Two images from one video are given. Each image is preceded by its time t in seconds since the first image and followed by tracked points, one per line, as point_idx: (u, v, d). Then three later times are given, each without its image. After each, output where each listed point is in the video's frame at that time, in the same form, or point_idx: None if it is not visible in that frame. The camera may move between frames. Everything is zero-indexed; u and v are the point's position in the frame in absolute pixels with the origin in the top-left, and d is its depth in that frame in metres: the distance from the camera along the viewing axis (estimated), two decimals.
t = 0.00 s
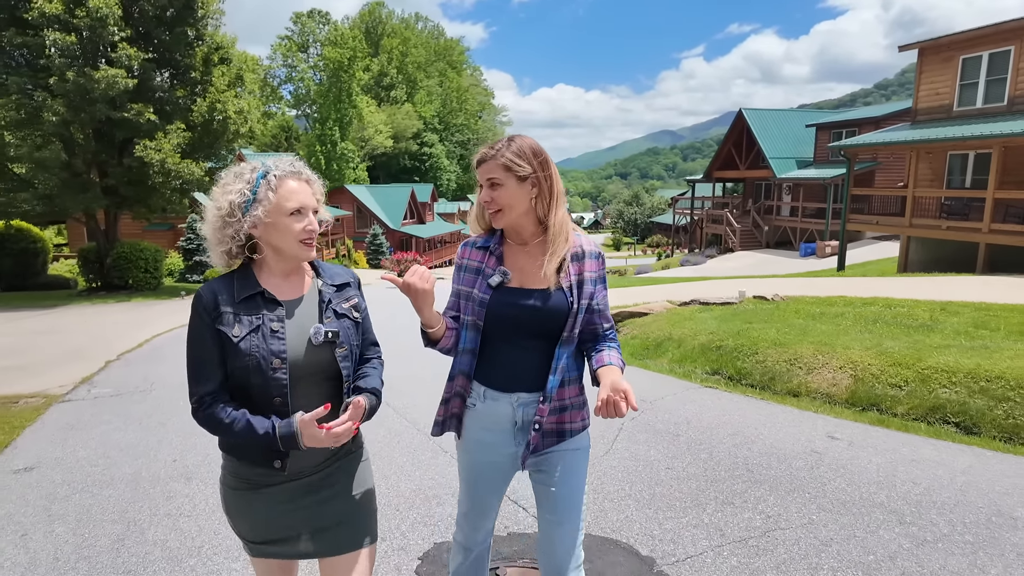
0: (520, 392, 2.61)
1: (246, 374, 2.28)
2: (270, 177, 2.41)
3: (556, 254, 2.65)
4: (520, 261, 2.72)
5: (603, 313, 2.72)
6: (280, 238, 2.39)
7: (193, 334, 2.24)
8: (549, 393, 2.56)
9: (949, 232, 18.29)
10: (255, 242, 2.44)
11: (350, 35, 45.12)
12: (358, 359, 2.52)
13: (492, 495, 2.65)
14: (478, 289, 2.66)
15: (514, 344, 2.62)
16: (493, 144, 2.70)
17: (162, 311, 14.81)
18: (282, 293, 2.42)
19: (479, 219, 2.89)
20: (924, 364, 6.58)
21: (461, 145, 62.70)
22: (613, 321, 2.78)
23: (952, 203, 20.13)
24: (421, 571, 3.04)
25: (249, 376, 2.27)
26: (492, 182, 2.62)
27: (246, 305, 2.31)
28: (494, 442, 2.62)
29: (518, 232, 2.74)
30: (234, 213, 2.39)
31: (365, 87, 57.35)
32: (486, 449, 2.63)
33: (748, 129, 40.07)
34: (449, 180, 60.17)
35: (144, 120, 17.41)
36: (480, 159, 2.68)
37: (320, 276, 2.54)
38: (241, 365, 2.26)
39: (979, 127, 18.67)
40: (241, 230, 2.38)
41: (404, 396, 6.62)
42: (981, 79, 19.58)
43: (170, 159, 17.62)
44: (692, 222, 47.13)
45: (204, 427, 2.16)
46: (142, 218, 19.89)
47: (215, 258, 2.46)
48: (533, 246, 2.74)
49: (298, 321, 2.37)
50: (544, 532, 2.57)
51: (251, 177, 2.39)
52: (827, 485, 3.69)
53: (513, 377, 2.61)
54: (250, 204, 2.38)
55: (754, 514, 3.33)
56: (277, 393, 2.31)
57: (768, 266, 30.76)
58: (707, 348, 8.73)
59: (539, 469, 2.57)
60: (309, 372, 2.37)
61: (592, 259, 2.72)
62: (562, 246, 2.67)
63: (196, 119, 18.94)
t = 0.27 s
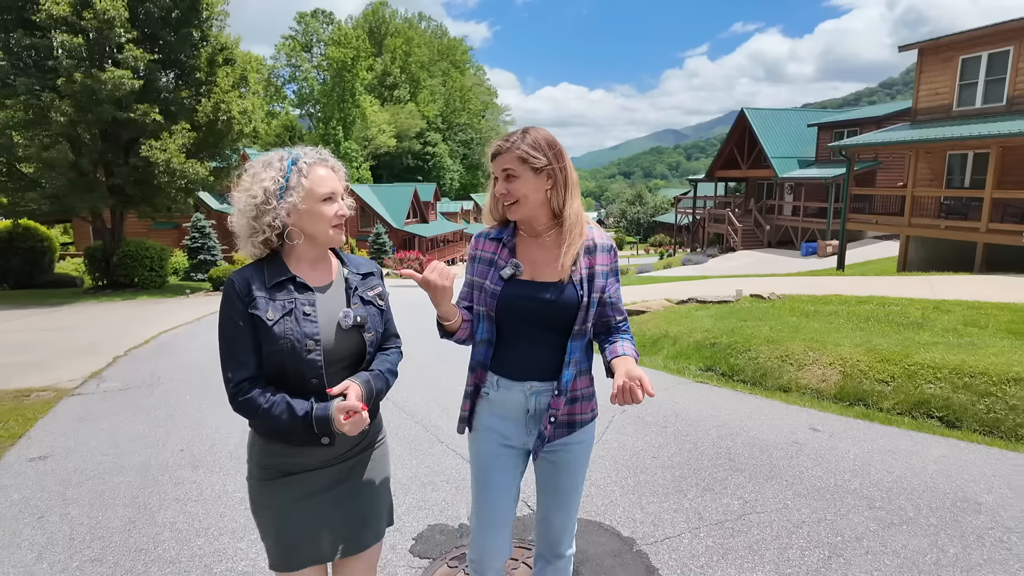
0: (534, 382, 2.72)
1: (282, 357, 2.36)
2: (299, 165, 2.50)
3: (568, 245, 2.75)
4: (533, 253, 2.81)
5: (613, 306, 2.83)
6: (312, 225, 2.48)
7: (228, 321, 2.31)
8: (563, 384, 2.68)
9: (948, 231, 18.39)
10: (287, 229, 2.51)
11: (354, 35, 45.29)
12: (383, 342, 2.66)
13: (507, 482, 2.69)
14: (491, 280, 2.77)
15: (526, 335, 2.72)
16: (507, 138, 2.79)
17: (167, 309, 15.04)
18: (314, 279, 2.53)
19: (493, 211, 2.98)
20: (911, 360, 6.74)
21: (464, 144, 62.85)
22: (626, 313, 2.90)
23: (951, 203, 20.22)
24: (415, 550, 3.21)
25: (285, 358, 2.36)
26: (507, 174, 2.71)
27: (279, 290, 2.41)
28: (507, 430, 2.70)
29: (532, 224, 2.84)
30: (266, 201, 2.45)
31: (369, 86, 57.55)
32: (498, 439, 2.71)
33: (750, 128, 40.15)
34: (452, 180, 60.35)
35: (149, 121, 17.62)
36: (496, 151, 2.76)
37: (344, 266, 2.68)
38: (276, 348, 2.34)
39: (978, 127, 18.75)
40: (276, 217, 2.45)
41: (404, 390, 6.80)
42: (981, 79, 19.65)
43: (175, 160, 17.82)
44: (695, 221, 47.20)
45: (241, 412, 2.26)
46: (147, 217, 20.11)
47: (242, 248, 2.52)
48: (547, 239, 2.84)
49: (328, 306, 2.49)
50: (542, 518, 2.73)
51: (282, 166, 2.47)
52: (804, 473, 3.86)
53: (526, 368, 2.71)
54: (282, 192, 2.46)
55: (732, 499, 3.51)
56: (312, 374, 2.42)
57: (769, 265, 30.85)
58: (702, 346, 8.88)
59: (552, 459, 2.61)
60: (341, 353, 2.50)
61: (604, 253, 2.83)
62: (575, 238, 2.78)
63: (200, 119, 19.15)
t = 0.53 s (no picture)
0: (527, 389, 2.76)
1: (285, 357, 2.45)
2: (304, 169, 2.59)
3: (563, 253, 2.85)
4: (527, 260, 2.90)
5: (603, 319, 2.96)
6: (314, 227, 2.58)
7: (232, 321, 2.40)
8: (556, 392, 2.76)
9: (946, 230, 18.48)
10: (291, 230, 2.60)
11: (356, 34, 45.41)
12: (382, 341, 2.74)
13: (510, 487, 2.63)
14: (486, 288, 2.80)
15: (521, 342, 2.77)
16: (506, 146, 2.88)
17: (172, 307, 15.24)
18: (315, 280, 2.61)
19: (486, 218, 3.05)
20: (897, 357, 6.88)
21: (467, 142, 63.00)
22: (612, 324, 3.02)
23: (950, 202, 20.29)
24: (405, 536, 3.37)
25: (288, 358, 2.44)
26: (507, 180, 2.81)
27: (282, 291, 2.49)
28: (505, 432, 2.73)
29: (528, 232, 2.93)
30: (272, 202, 2.54)
31: (371, 85, 57.71)
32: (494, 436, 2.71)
33: (751, 127, 40.19)
34: (455, 178, 60.48)
35: (153, 121, 17.81)
36: (495, 159, 2.85)
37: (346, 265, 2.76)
38: (279, 348, 2.43)
39: (976, 126, 18.83)
40: (279, 219, 2.54)
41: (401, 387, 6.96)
42: (980, 78, 19.71)
43: (178, 159, 18.00)
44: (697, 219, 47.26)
45: (246, 410, 2.34)
46: (151, 216, 20.32)
47: (246, 246, 2.61)
48: (541, 246, 2.94)
49: (329, 306, 2.57)
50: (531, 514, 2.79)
51: (287, 168, 2.56)
52: (780, 464, 4.02)
53: (520, 374, 2.75)
54: (286, 194, 2.55)
55: (710, 488, 3.68)
56: (314, 373, 2.51)
57: (770, 264, 30.93)
58: (694, 344, 9.03)
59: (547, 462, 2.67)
60: (341, 353, 2.59)
61: (597, 264, 2.92)
62: (571, 247, 2.86)
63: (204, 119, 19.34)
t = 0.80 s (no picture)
0: (519, 394, 2.75)
1: (272, 372, 2.30)
2: (270, 173, 2.46)
3: (553, 255, 2.85)
4: (516, 263, 2.88)
5: (592, 322, 2.96)
6: (284, 232, 2.41)
7: (219, 333, 2.26)
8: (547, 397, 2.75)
9: (947, 228, 18.52)
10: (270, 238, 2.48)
11: (361, 33, 45.60)
12: (376, 358, 2.55)
13: (501, 495, 2.58)
14: (476, 294, 2.78)
15: (511, 347, 2.75)
16: (496, 146, 2.86)
17: (176, 304, 15.43)
18: (301, 289, 2.43)
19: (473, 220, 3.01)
20: (888, 354, 6.97)
21: (471, 141, 63.17)
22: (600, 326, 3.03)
23: (951, 201, 20.30)
24: (397, 521, 3.51)
25: (275, 373, 2.29)
26: (497, 180, 2.79)
27: (271, 303, 2.34)
28: (496, 437, 2.72)
29: (517, 235, 2.90)
30: (242, 212, 2.46)
31: (376, 84, 57.93)
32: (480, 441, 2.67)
33: (755, 126, 40.19)
34: (459, 177, 60.64)
35: (159, 120, 18.04)
36: (486, 159, 2.82)
37: (341, 274, 2.57)
38: (266, 363, 2.28)
39: (978, 125, 18.84)
40: (249, 228, 2.45)
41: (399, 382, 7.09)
42: (981, 77, 19.72)
43: (184, 158, 18.23)
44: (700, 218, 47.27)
45: (229, 423, 2.21)
46: (157, 214, 20.57)
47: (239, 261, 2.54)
48: (530, 249, 2.93)
49: (320, 319, 2.40)
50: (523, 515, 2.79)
51: (252, 174, 2.46)
52: (762, 455, 4.14)
53: (511, 379, 2.74)
54: (254, 201, 2.44)
55: (691, 478, 3.80)
56: (302, 390, 2.34)
57: (773, 262, 30.94)
58: (690, 341, 9.13)
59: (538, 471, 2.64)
60: (333, 369, 2.41)
61: (586, 266, 2.93)
62: (561, 250, 2.86)
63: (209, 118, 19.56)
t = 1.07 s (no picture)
0: (517, 391, 2.73)
1: (245, 358, 2.38)
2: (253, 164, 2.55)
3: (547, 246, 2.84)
4: (511, 256, 2.85)
5: (587, 311, 2.95)
6: (260, 223, 2.49)
7: (199, 317, 2.38)
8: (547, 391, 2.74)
9: (960, 229, 18.37)
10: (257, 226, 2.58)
11: (375, 34, 45.91)
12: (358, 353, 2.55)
13: (493, 500, 2.64)
14: (471, 291, 2.72)
15: (509, 344, 2.73)
16: (487, 136, 2.83)
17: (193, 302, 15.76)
18: (282, 278, 2.50)
19: (464, 213, 2.97)
20: (888, 354, 7.03)
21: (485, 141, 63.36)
22: (595, 314, 3.03)
23: (966, 201, 20.12)
24: (396, 508, 3.69)
25: (247, 359, 2.37)
26: (491, 171, 2.76)
27: (250, 290, 2.41)
28: (494, 439, 2.71)
29: (510, 227, 2.89)
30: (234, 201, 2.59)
31: (391, 84, 58.30)
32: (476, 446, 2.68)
33: (769, 125, 39.96)
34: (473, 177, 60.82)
35: (177, 122, 18.40)
36: (479, 149, 2.78)
37: (329, 266, 2.60)
38: (240, 348, 2.37)
39: (993, 124, 18.66)
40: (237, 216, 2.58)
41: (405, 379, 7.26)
42: (997, 76, 19.52)
43: (201, 159, 18.58)
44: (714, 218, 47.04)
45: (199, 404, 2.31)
46: (175, 213, 20.97)
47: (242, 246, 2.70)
48: (523, 241, 2.91)
49: (298, 308, 2.45)
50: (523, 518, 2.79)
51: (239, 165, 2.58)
52: (751, 450, 4.27)
53: (510, 376, 2.73)
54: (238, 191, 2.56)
55: (680, 470, 3.94)
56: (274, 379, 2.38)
57: (786, 262, 30.76)
58: (694, 340, 9.23)
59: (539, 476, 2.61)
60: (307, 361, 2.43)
61: (580, 255, 2.93)
62: (556, 241, 2.86)
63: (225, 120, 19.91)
